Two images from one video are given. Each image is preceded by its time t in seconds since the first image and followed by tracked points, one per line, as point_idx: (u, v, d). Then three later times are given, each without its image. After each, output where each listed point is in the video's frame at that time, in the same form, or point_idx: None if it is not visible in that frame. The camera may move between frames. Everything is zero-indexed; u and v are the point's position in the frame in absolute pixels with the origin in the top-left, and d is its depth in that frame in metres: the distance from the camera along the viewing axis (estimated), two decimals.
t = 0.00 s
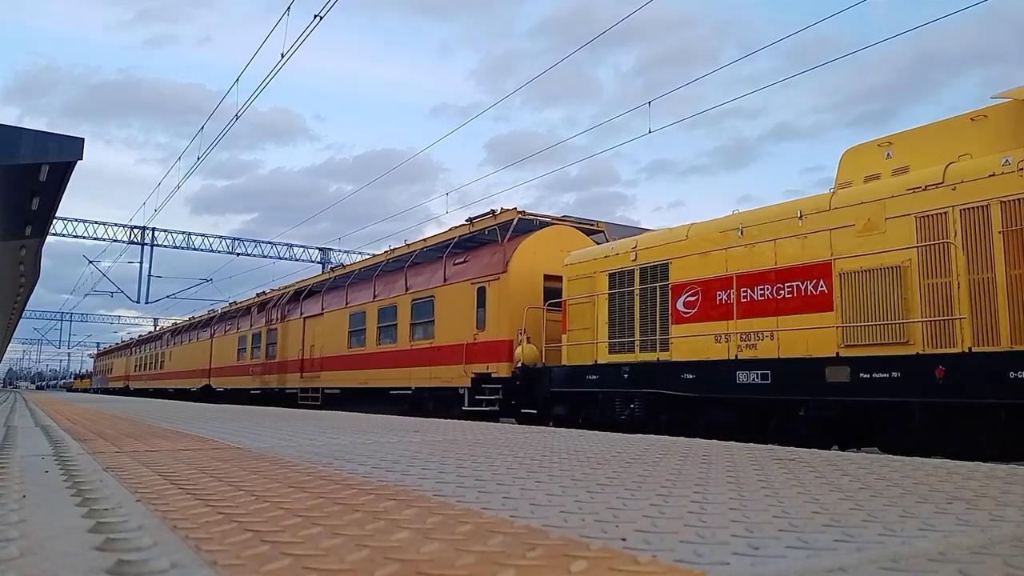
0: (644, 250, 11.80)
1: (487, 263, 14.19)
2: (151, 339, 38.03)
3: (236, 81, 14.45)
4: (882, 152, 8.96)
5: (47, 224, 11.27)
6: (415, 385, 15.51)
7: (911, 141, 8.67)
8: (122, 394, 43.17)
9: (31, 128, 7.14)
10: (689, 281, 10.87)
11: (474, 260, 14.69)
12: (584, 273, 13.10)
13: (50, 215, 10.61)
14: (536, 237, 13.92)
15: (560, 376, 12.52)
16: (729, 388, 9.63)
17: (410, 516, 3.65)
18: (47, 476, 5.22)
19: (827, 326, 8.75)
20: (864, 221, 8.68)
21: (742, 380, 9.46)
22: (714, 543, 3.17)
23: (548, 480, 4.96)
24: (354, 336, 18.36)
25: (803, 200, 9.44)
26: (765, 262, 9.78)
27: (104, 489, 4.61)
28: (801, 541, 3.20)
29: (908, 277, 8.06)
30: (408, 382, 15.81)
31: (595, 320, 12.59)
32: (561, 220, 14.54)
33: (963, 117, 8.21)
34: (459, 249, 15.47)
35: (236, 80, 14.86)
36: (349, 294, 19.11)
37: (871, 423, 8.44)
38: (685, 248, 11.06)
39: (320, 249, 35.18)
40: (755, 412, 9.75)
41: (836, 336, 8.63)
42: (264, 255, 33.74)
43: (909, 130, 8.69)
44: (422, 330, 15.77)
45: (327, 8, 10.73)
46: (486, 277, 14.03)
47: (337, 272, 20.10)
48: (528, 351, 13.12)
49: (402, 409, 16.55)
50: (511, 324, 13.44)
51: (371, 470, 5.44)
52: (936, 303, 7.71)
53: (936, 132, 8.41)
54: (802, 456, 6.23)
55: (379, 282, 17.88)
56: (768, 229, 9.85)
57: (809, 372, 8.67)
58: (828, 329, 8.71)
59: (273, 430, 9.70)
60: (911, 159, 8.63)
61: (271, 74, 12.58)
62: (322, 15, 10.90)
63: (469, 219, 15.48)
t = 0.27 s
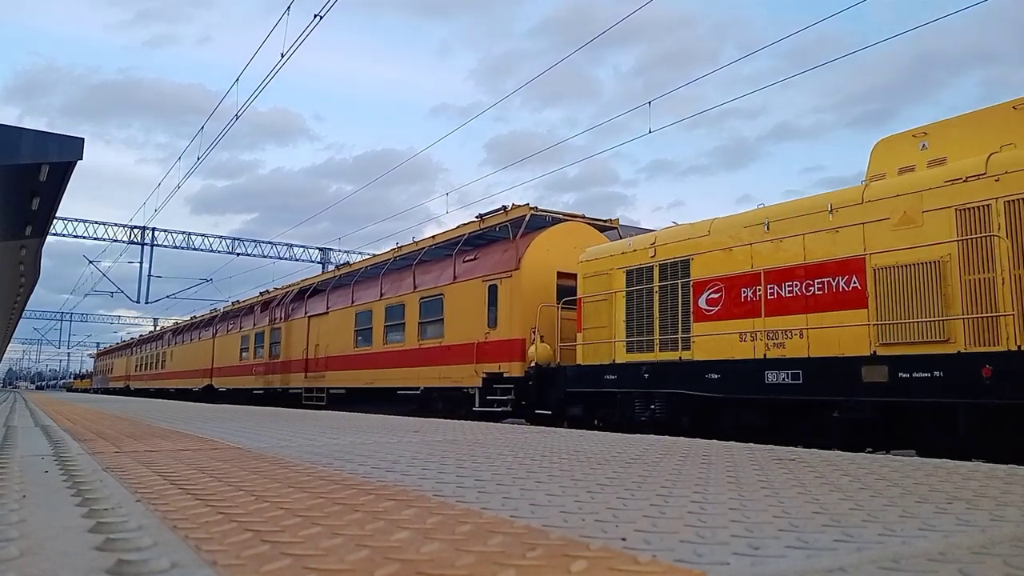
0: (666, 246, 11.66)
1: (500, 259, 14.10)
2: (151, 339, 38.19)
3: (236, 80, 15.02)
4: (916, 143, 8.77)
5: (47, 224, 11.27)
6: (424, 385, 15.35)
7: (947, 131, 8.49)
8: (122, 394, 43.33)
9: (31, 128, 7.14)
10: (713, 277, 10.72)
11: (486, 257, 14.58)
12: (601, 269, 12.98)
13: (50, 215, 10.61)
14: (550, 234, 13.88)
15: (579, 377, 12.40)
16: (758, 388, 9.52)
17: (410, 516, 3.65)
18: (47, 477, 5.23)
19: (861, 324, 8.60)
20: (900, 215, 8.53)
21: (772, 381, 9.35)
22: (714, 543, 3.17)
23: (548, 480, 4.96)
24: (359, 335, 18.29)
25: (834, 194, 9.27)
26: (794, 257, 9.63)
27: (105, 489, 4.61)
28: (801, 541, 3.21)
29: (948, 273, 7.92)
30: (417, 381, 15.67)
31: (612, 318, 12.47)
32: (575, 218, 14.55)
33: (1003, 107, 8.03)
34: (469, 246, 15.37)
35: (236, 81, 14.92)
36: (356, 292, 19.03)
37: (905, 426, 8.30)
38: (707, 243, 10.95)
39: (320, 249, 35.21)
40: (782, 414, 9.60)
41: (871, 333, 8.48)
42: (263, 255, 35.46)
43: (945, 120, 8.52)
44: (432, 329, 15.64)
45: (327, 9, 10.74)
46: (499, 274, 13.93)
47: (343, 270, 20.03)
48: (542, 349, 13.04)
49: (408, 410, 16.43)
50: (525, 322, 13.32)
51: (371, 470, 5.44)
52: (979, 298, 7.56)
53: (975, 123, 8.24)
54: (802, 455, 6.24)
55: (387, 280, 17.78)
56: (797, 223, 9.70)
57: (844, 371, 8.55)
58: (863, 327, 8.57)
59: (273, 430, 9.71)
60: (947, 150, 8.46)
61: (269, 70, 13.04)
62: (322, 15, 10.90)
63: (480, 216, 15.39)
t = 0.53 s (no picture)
0: (685, 242, 11.20)
1: (511, 256, 13.78)
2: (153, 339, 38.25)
3: (236, 80, 14.86)
4: (955, 132, 8.31)
5: (47, 224, 11.27)
6: (433, 385, 15.02)
7: (988, 119, 8.05)
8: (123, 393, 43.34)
9: (31, 128, 7.14)
10: (737, 274, 10.26)
11: (496, 254, 14.26)
12: (617, 266, 12.49)
13: (50, 215, 10.61)
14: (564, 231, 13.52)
15: (595, 376, 11.94)
16: (788, 388, 9.05)
17: (410, 516, 3.66)
18: (47, 477, 5.23)
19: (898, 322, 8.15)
20: (939, 208, 8.08)
21: (803, 380, 8.87)
22: (714, 543, 3.17)
23: (548, 480, 4.96)
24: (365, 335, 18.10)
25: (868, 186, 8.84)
26: (825, 253, 9.18)
27: (105, 489, 4.61)
28: (801, 541, 3.21)
29: (994, 268, 7.46)
30: (426, 381, 15.31)
31: (630, 316, 11.95)
32: (589, 213, 14.14)
33: None
34: (478, 244, 15.03)
35: (236, 80, 14.82)
36: (362, 291, 18.74)
37: (949, 428, 7.89)
38: (731, 238, 10.49)
39: (320, 249, 35.24)
40: (814, 414, 9.18)
41: (909, 332, 8.02)
42: (264, 256, 34.19)
43: (987, 107, 8.08)
44: (440, 328, 15.32)
45: (327, 8, 10.68)
46: (510, 271, 13.62)
47: (349, 268, 19.79)
48: (557, 349, 12.66)
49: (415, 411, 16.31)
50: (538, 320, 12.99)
51: (371, 470, 5.44)
52: None
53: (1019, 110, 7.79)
54: (803, 456, 6.23)
55: (394, 279, 17.48)
56: (826, 218, 9.27)
57: (881, 371, 8.09)
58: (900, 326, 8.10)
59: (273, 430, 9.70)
60: (988, 140, 8.01)
61: (269, 71, 12.92)
62: (322, 15, 10.83)
63: (489, 212, 15.03)
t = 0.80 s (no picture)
0: (705, 237, 11.06)
1: (523, 253, 13.64)
2: (154, 339, 38.32)
3: (236, 80, 14.89)
4: (994, 124, 8.35)
5: (47, 224, 11.27)
6: (443, 385, 14.89)
7: None
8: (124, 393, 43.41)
9: (31, 128, 7.14)
10: (762, 270, 10.14)
11: (508, 252, 14.12)
12: (633, 263, 12.34)
13: (50, 215, 10.61)
14: (578, 226, 13.42)
15: (612, 376, 11.80)
16: (817, 389, 8.93)
17: (410, 516, 3.65)
18: (47, 476, 5.23)
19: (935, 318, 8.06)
20: (977, 201, 7.99)
21: (834, 380, 8.75)
22: (714, 542, 3.17)
23: (548, 480, 4.96)
24: (371, 334, 18.01)
25: (901, 178, 8.78)
26: (855, 248, 9.07)
27: (105, 489, 4.61)
28: (801, 541, 3.21)
29: None
30: (436, 381, 15.18)
31: (647, 314, 11.81)
32: (602, 209, 14.04)
33: None
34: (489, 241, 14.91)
35: (235, 80, 14.89)
36: (369, 289, 18.60)
37: (988, 430, 7.74)
38: (755, 233, 10.36)
39: (320, 249, 35.22)
40: (843, 415, 9.05)
41: (947, 328, 7.92)
42: (264, 255, 34.69)
43: None
44: (449, 326, 15.20)
45: (326, 9, 10.69)
46: (523, 268, 13.47)
47: (355, 266, 19.64)
48: (570, 348, 12.50)
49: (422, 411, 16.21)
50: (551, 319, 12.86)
51: (371, 470, 5.44)
52: None
53: None
54: (803, 456, 6.24)
55: (401, 277, 17.33)
56: (855, 212, 9.19)
57: (918, 370, 7.97)
58: (938, 321, 8.01)
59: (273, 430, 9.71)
60: None
61: (270, 72, 12.93)
62: (322, 16, 10.83)
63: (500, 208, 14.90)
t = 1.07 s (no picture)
0: (729, 232, 10.46)
1: (537, 250, 13.18)
2: (155, 338, 38.29)
3: (236, 80, 14.59)
4: None
5: (47, 224, 11.27)
6: (454, 385, 14.42)
7: None
8: (125, 392, 43.41)
9: (31, 128, 7.14)
10: (790, 265, 9.49)
11: (521, 249, 13.66)
12: (650, 259, 11.72)
13: (50, 215, 10.61)
14: (594, 222, 12.94)
15: (630, 376, 11.09)
16: (853, 389, 8.27)
17: (410, 516, 3.65)
18: (47, 477, 5.23)
19: (977, 316, 7.42)
20: None
21: (872, 380, 8.10)
22: (714, 542, 3.17)
23: (548, 480, 4.96)
24: (377, 332, 17.64)
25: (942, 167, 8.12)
26: (892, 242, 8.42)
27: (105, 489, 4.61)
28: (801, 541, 3.21)
29: None
30: (447, 381, 14.71)
31: (666, 313, 11.18)
32: (618, 205, 13.57)
33: None
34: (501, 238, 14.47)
35: (235, 80, 14.59)
36: (377, 288, 18.20)
37: None
38: (784, 228, 9.74)
39: (320, 249, 35.27)
40: (883, 416, 8.39)
41: (994, 326, 7.29)
42: (264, 256, 34.07)
43: None
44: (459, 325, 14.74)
45: (327, 8, 10.46)
46: (536, 265, 12.99)
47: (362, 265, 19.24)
48: (587, 347, 11.93)
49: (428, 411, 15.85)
50: (567, 317, 12.31)
51: (371, 470, 5.44)
52: None
53: None
54: (803, 456, 6.24)
55: (409, 275, 16.90)
56: (893, 203, 8.54)
57: (965, 371, 7.33)
58: (985, 320, 7.35)
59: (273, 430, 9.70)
60: None
61: (270, 72, 12.68)
62: (322, 15, 10.63)
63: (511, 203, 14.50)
